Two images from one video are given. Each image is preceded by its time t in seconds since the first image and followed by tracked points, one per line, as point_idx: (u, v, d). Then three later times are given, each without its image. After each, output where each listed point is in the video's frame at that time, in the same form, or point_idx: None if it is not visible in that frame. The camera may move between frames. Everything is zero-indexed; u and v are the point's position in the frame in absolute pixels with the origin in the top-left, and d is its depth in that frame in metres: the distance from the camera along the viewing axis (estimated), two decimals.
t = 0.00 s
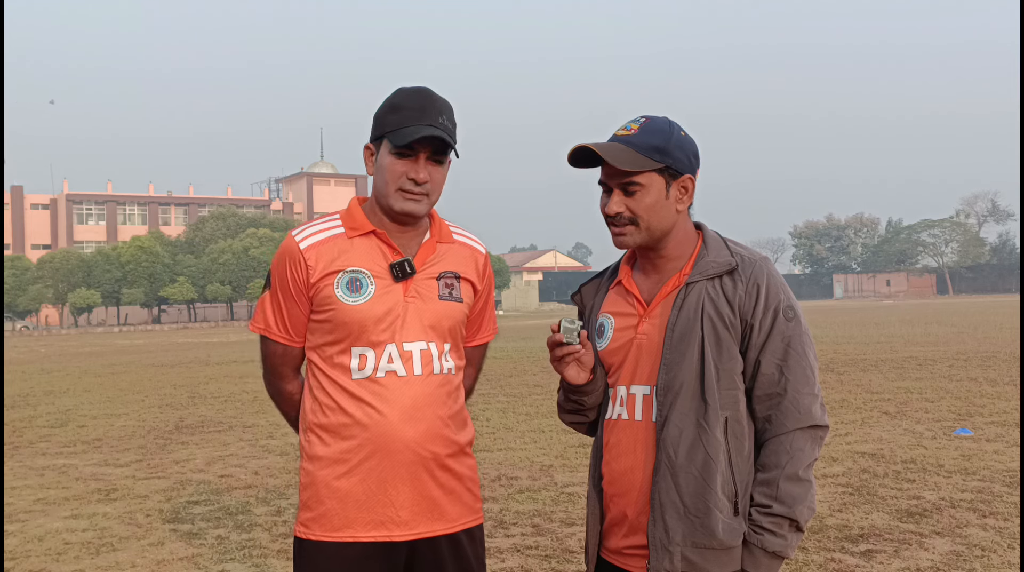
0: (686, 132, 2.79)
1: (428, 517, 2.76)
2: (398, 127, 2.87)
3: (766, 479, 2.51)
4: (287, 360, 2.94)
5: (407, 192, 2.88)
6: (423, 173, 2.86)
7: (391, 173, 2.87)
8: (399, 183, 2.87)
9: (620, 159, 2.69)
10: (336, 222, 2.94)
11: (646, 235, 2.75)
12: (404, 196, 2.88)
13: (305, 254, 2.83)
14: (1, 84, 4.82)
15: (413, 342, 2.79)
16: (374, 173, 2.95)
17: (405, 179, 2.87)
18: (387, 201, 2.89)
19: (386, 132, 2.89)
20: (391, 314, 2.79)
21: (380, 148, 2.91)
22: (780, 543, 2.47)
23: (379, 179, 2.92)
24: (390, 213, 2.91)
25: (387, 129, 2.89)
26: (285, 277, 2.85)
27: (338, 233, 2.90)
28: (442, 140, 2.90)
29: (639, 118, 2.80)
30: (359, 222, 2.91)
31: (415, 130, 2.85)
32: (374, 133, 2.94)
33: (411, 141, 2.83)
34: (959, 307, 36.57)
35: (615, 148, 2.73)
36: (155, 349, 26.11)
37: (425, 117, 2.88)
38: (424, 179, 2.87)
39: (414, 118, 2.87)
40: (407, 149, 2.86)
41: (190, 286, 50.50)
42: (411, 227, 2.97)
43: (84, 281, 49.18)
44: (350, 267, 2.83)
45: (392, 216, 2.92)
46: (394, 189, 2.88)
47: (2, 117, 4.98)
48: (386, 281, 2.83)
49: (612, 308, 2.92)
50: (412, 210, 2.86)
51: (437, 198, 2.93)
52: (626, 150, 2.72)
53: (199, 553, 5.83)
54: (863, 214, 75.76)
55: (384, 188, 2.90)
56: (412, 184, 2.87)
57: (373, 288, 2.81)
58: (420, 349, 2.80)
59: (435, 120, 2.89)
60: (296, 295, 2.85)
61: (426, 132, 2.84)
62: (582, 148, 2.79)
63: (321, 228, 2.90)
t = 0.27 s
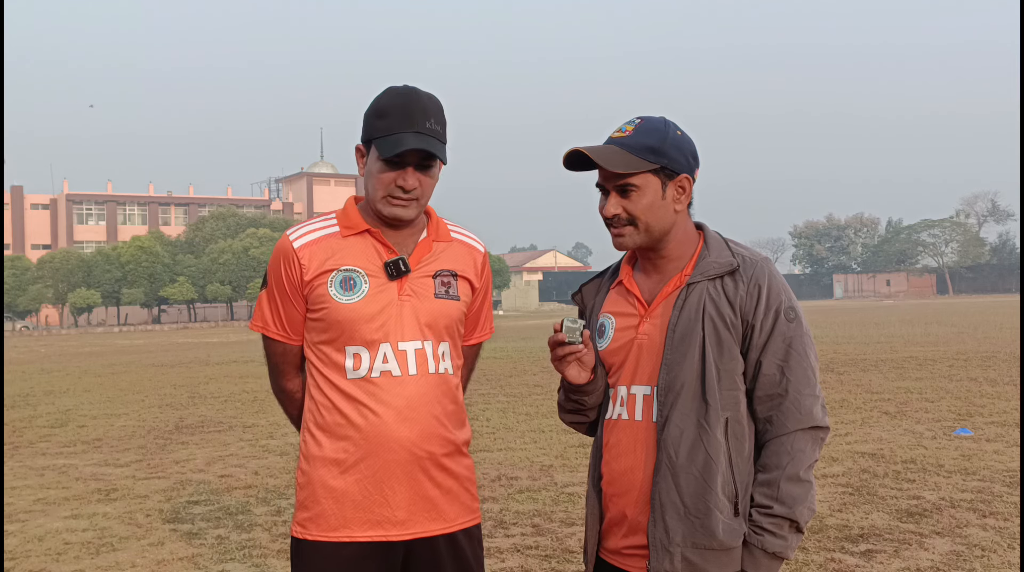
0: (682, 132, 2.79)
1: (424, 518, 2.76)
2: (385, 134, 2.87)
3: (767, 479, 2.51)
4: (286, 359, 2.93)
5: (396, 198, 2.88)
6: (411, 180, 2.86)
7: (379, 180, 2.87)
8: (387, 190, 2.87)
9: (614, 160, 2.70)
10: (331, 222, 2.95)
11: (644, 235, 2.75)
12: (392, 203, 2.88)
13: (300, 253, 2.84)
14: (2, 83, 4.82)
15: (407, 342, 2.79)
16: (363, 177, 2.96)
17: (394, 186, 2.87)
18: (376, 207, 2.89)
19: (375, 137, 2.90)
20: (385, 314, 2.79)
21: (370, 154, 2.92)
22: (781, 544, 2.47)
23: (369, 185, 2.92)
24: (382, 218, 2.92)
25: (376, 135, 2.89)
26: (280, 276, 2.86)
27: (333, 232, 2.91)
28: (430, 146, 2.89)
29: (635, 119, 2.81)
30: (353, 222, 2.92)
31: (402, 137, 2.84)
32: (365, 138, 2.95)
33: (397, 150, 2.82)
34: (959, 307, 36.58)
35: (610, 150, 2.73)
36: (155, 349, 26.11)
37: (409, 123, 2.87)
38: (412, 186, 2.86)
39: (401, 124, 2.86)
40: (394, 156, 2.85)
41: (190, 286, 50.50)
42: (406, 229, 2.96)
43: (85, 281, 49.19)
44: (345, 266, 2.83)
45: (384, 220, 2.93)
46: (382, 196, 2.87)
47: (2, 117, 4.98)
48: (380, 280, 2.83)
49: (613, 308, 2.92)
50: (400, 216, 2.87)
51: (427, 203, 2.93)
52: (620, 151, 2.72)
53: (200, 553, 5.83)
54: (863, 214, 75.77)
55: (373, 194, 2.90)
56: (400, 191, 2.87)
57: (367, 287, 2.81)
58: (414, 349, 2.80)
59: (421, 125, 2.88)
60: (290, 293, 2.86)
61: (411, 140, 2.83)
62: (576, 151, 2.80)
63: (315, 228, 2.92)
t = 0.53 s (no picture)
0: (676, 132, 2.78)
1: (420, 518, 2.76)
2: (379, 138, 2.87)
3: (765, 479, 2.51)
4: (282, 360, 2.94)
5: (392, 202, 2.88)
6: (406, 184, 2.86)
7: (374, 184, 2.87)
8: (383, 194, 2.87)
9: (607, 161, 2.70)
10: (325, 223, 2.95)
11: (639, 236, 2.75)
12: (388, 206, 2.88)
13: (295, 254, 2.84)
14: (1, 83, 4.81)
15: (404, 342, 2.79)
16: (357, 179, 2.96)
17: (388, 190, 2.87)
18: (373, 210, 2.90)
19: (368, 141, 2.90)
20: (382, 314, 2.79)
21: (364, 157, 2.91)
22: (780, 544, 2.47)
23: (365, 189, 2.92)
24: (378, 220, 2.92)
25: (370, 138, 2.89)
26: (275, 277, 2.86)
27: (328, 233, 2.91)
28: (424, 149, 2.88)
29: (629, 119, 2.81)
30: (348, 222, 2.92)
31: (395, 141, 2.84)
32: (359, 141, 2.94)
33: (391, 154, 2.82)
34: (959, 307, 36.59)
35: (603, 151, 2.74)
36: (156, 349, 26.11)
37: (403, 127, 2.87)
38: (408, 190, 2.86)
39: (394, 129, 2.86)
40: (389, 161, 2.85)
41: (190, 286, 50.50)
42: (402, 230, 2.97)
43: (85, 280, 49.20)
44: (341, 266, 2.83)
45: (380, 223, 2.93)
46: (379, 199, 2.88)
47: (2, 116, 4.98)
48: (377, 280, 2.83)
49: (612, 309, 2.92)
50: (397, 219, 2.87)
51: (422, 205, 2.93)
52: (614, 152, 2.73)
53: (200, 553, 5.83)
54: (863, 214, 75.78)
55: (369, 198, 2.90)
56: (396, 195, 2.87)
57: (364, 288, 2.81)
58: (411, 349, 2.80)
59: (415, 129, 2.88)
60: (286, 294, 2.86)
61: (405, 144, 2.83)
62: (569, 152, 2.81)
63: (310, 229, 2.92)
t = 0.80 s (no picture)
0: (675, 132, 2.78)
1: (419, 519, 2.76)
2: (380, 138, 2.87)
3: (764, 478, 2.51)
4: (280, 359, 2.94)
5: (393, 202, 2.88)
6: (408, 184, 2.85)
7: (375, 184, 2.87)
8: (384, 194, 2.87)
9: (604, 160, 2.70)
10: (326, 223, 2.95)
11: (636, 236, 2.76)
12: (390, 206, 2.88)
13: (295, 254, 2.84)
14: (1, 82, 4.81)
15: (404, 342, 2.79)
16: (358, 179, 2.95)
17: (390, 190, 2.86)
18: (374, 210, 2.89)
19: (369, 141, 2.90)
20: (382, 314, 2.79)
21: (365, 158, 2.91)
22: (779, 544, 2.47)
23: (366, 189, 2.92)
24: (379, 220, 2.92)
25: (370, 139, 2.89)
26: (275, 276, 2.86)
27: (329, 233, 2.91)
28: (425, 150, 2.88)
29: (628, 119, 2.81)
30: (349, 222, 2.91)
31: (397, 142, 2.84)
32: (359, 142, 2.94)
33: (393, 154, 2.82)
34: (959, 307, 36.59)
35: (601, 150, 2.74)
36: (156, 348, 26.11)
37: (403, 127, 2.87)
38: (409, 190, 2.86)
39: (394, 129, 2.87)
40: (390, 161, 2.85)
41: (191, 286, 50.51)
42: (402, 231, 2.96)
43: (85, 281, 49.20)
44: (341, 266, 2.83)
45: (381, 223, 2.93)
46: (380, 200, 2.87)
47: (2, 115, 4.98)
48: (377, 280, 2.83)
49: (612, 308, 2.92)
50: (398, 219, 2.87)
51: (423, 205, 2.92)
52: (611, 151, 2.73)
53: (200, 553, 5.83)
54: (863, 214, 75.78)
55: (370, 198, 2.89)
56: (397, 195, 2.87)
57: (364, 287, 2.81)
58: (411, 349, 2.79)
59: (416, 129, 2.88)
60: (286, 293, 2.86)
61: (407, 144, 2.83)
62: (567, 151, 2.81)
63: (310, 229, 2.92)
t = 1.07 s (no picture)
0: (677, 132, 2.78)
1: (420, 518, 2.76)
2: (385, 137, 2.87)
3: (765, 479, 2.51)
4: (282, 359, 2.94)
5: (397, 201, 2.87)
6: (413, 183, 2.85)
7: (380, 183, 2.86)
8: (389, 193, 2.86)
9: (606, 161, 2.70)
10: (329, 222, 2.95)
11: (637, 237, 2.76)
12: (394, 205, 2.87)
13: (298, 253, 2.84)
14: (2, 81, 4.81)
15: (406, 342, 2.79)
16: (361, 179, 2.95)
17: (395, 189, 2.86)
18: (379, 209, 2.88)
19: (373, 140, 2.89)
20: (384, 314, 2.79)
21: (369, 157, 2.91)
22: (780, 543, 2.47)
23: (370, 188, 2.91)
24: (383, 220, 2.91)
25: (374, 138, 2.89)
26: (277, 275, 2.86)
27: (331, 232, 2.91)
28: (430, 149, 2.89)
29: (630, 119, 2.81)
30: (351, 221, 2.91)
31: (402, 141, 2.84)
32: (363, 142, 2.94)
33: (399, 152, 2.82)
34: (959, 307, 36.60)
35: (603, 151, 2.74)
36: (156, 349, 26.12)
37: (408, 126, 2.87)
38: (414, 189, 2.86)
39: (399, 128, 2.87)
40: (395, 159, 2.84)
41: (190, 286, 50.51)
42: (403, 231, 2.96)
43: (85, 280, 49.22)
44: (343, 266, 2.83)
45: (385, 222, 2.92)
46: (385, 198, 2.86)
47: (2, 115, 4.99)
48: (380, 280, 2.83)
49: (612, 308, 2.93)
50: (403, 218, 2.87)
51: (427, 205, 2.92)
52: (613, 152, 2.73)
53: (200, 553, 5.83)
54: (863, 215, 75.79)
55: (374, 197, 2.88)
56: (402, 194, 2.87)
57: (367, 286, 2.81)
58: (413, 349, 2.79)
59: (420, 129, 2.89)
60: (289, 292, 2.86)
61: (413, 143, 2.84)
62: (569, 151, 2.81)
63: (313, 228, 2.92)
